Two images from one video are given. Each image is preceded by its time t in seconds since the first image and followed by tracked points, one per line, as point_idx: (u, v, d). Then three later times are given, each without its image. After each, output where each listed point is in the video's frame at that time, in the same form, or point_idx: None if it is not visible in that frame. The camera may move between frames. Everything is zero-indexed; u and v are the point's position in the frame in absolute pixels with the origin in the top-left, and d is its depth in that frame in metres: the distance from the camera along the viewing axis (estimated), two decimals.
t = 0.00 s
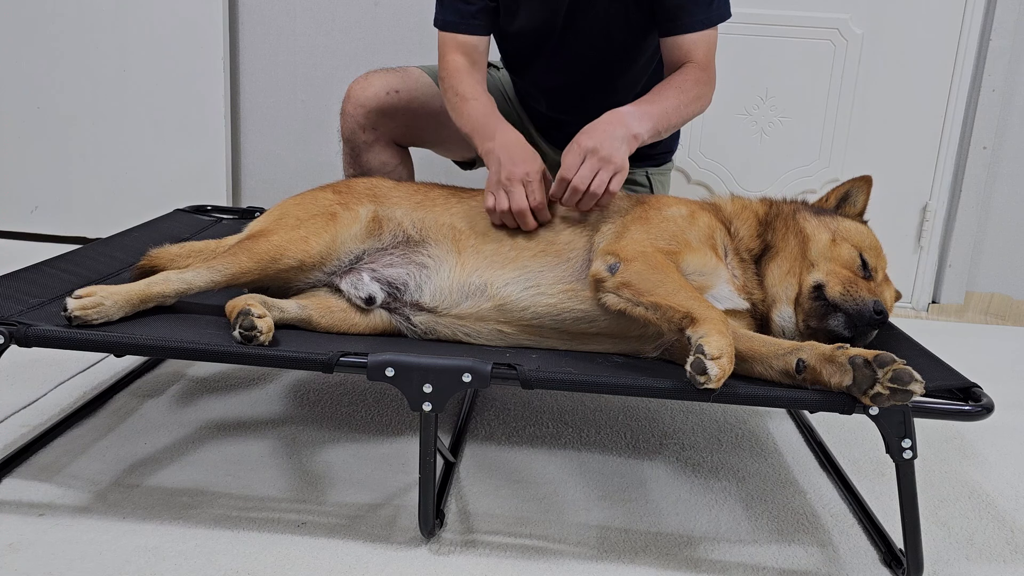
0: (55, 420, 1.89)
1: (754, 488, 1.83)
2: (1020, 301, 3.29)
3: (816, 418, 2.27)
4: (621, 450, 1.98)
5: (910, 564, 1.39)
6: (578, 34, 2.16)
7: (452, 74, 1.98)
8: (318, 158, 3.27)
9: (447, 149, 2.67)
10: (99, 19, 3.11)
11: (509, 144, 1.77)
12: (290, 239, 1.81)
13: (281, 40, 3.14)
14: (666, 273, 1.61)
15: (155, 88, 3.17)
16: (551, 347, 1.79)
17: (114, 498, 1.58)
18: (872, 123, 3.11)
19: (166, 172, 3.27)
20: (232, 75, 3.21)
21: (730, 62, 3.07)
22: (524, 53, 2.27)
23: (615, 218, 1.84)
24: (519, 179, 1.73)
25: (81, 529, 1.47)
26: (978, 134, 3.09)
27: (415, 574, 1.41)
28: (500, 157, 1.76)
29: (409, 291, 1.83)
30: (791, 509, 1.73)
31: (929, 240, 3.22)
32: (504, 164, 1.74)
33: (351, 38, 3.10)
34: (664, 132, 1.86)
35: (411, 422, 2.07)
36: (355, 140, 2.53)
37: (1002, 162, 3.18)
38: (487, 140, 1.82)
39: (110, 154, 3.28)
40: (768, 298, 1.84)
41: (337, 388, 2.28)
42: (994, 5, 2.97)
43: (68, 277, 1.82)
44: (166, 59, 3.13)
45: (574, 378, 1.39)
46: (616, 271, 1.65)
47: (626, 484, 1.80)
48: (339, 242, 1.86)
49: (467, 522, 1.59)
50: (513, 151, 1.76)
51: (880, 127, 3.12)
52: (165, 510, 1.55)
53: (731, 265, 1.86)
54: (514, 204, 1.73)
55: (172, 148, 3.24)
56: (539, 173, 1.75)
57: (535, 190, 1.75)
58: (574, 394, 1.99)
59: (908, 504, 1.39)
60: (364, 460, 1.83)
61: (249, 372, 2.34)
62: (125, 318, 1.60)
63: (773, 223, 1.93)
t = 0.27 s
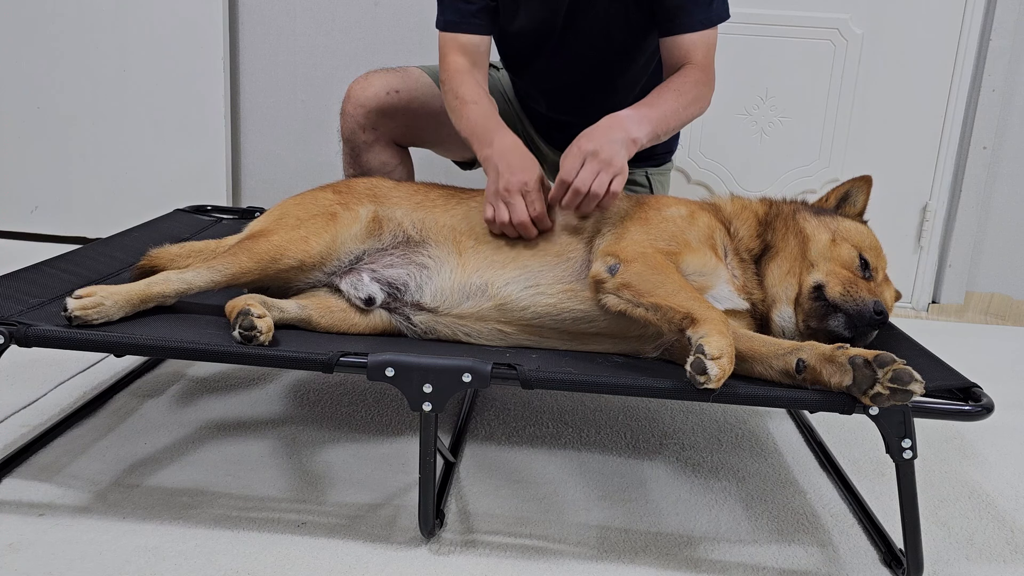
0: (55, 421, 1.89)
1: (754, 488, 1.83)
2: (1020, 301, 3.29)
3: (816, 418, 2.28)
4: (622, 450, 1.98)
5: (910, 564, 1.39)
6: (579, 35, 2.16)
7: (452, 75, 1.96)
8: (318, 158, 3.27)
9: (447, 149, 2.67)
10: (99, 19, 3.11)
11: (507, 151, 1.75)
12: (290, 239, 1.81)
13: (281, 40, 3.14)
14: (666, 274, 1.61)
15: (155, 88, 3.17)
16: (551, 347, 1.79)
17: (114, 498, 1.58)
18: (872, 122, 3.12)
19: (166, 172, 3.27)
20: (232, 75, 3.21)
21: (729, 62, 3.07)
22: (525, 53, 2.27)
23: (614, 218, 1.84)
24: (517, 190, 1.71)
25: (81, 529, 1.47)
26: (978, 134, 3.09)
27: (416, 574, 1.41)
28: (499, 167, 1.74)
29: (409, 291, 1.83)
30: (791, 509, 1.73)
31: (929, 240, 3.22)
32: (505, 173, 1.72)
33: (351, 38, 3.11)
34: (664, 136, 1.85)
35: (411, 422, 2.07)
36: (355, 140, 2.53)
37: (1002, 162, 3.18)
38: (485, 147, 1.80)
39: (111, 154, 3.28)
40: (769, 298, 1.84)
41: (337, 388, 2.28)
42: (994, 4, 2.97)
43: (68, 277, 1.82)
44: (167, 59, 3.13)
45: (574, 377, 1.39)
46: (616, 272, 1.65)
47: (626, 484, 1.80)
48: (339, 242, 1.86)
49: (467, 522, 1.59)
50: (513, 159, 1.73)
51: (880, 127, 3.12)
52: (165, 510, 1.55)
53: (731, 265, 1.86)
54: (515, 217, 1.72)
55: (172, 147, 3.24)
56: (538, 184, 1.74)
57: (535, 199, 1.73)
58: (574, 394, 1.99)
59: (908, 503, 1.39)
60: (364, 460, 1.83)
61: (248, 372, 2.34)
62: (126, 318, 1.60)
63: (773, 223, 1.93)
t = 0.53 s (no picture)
0: (55, 420, 1.89)
1: (754, 488, 1.83)
2: (1020, 301, 3.29)
3: (816, 418, 2.28)
4: (621, 450, 1.98)
5: (911, 564, 1.39)
6: (579, 36, 2.16)
7: (450, 76, 1.94)
8: (318, 158, 3.27)
9: (446, 149, 2.67)
10: (99, 19, 3.11)
11: (499, 151, 1.70)
12: (290, 239, 1.81)
13: (281, 41, 3.14)
14: (667, 275, 1.61)
15: (155, 88, 3.17)
16: (551, 348, 1.79)
17: (114, 498, 1.58)
18: (872, 123, 3.12)
19: (166, 172, 3.27)
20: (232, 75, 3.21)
21: (730, 62, 3.07)
22: (525, 54, 2.27)
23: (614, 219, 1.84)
24: (508, 195, 1.67)
25: (81, 529, 1.47)
26: (979, 134, 3.09)
27: (415, 574, 1.41)
28: (490, 167, 1.69)
29: (409, 291, 1.83)
30: (791, 509, 1.73)
31: (929, 240, 3.22)
32: (494, 176, 1.67)
33: (351, 38, 3.11)
34: (658, 142, 1.82)
35: (411, 422, 2.07)
36: (355, 140, 2.53)
37: (1002, 162, 3.18)
38: (479, 149, 1.75)
39: (111, 154, 3.28)
40: (769, 299, 1.84)
41: (337, 388, 2.28)
42: (994, 4, 2.97)
43: (68, 277, 1.82)
44: (167, 59, 3.13)
45: (574, 378, 1.39)
46: (616, 274, 1.64)
47: (626, 484, 1.80)
48: (339, 243, 1.86)
49: (467, 522, 1.59)
50: (503, 160, 1.68)
51: (880, 127, 3.12)
52: (165, 510, 1.55)
53: (731, 265, 1.86)
54: (506, 222, 1.69)
55: (172, 147, 3.24)
56: (529, 186, 1.68)
57: (528, 204, 1.69)
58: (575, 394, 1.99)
59: (908, 504, 1.39)
60: (363, 460, 1.83)
61: (248, 372, 2.34)
62: (126, 318, 1.60)
63: (773, 223, 1.93)
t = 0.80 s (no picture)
0: (55, 421, 1.89)
1: (754, 488, 1.83)
2: (1020, 301, 3.29)
3: (816, 418, 2.28)
4: (621, 450, 1.98)
5: (910, 564, 1.39)
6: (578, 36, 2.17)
7: (449, 76, 1.93)
8: (318, 158, 3.27)
9: (446, 149, 2.67)
10: (99, 19, 3.11)
11: (497, 153, 1.69)
12: (290, 239, 1.81)
13: (281, 41, 3.14)
14: (666, 275, 1.61)
15: (155, 88, 3.17)
16: (551, 348, 1.79)
17: (114, 497, 1.58)
18: (872, 123, 3.12)
19: (166, 172, 3.27)
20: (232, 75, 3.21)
21: (729, 62, 3.07)
22: (524, 54, 2.27)
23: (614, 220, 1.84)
24: (505, 194, 1.65)
25: (81, 529, 1.47)
26: (979, 134, 3.09)
27: (415, 574, 1.41)
28: (488, 168, 1.67)
29: (409, 292, 1.83)
30: (791, 509, 1.73)
31: (929, 240, 3.22)
32: (493, 176, 1.65)
33: (351, 38, 3.11)
34: (653, 148, 1.79)
35: (411, 422, 2.07)
36: (355, 140, 2.53)
37: (1002, 162, 3.18)
38: (476, 149, 1.74)
39: (111, 154, 3.28)
40: (768, 299, 1.84)
41: (337, 388, 2.29)
42: (994, 4, 2.97)
43: (68, 277, 1.82)
44: (167, 59, 3.13)
45: (574, 378, 1.39)
46: (616, 274, 1.64)
47: (626, 484, 1.80)
48: (340, 243, 1.86)
49: (467, 522, 1.59)
50: (502, 160, 1.67)
51: (880, 127, 3.12)
52: (165, 510, 1.55)
53: (731, 266, 1.86)
54: (504, 221, 1.66)
55: (172, 147, 3.24)
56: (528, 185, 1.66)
57: (525, 200, 1.65)
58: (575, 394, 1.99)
59: (908, 504, 1.39)
60: (363, 460, 1.83)
61: (248, 372, 2.34)
62: (127, 318, 1.60)
63: (773, 223, 1.93)
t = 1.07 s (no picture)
0: (55, 421, 1.89)
1: (754, 488, 1.83)
2: (1020, 300, 3.29)
3: (816, 418, 2.28)
4: (621, 450, 1.98)
5: (911, 564, 1.39)
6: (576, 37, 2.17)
7: (448, 76, 1.93)
8: (318, 158, 3.27)
9: (446, 148, 2.67)
10: (99, 19, 3.11)
11: (492, 151, 1.67)
12: (291, 239, 1.81)
13: (281, 41, 3.14)
14: (670, 276, 1.61)
15: (155, 88, 3.17)
16: (551, 348, 1.79)
17: (113, 497, 1.58)
18: (872, 123, 3.12)
19: (166, 172, 3.27)
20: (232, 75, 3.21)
21: (729, 62, 3.07)
22: (523, 55, 2.28)
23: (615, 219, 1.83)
24: (501, 189, 1.63)
25: (81, 529, 1.47)
26: (979, 134, 3.09)
27: (415, 574, 1.41)
28: (483, 166, 1.66)
29: (409, 291, 1.83)
30: (791, 509, 1.73)
31: (929, 240, 3.22)
32: (488, 173, 1.64)
33: (351, 38, 3.11)
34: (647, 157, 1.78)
35: (411, 422, 2.07)
36: (355, 140, 2.53)
37: (1002, 162, 3.18)
38: (472, 147, 1.73)
39: (111, 154, 3.28)
40: (768, 299, 1.84)
41: (337, 387, 2.29)
42: (994, 4, 2.97)
43: (68, 277, 1.82)
44: (167, 59, 3.13)
45: (574, 378, 1.39)
46: (620, 274, 1.63)
47: (626, 484, 1.80)
48: (340, 242, 1.86)
49: (466, 522, 1.59)
50: (497, 154, 1.66)
51: (880, 128, 3.12)
52: (165, 510, 1.55)
53: (731, 266, 1.86)
54: (498, 216, 1.63)
55: (172, 147, 3.24)
56: (524, 180, 1.63)
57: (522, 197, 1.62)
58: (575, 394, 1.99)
59: (908, 504, 1.39)
60: (363, 460, 1.83)
61: (248, 372, 2.34)
62: (127, 318, 1.60)
63: (773, 223, 1.93)
